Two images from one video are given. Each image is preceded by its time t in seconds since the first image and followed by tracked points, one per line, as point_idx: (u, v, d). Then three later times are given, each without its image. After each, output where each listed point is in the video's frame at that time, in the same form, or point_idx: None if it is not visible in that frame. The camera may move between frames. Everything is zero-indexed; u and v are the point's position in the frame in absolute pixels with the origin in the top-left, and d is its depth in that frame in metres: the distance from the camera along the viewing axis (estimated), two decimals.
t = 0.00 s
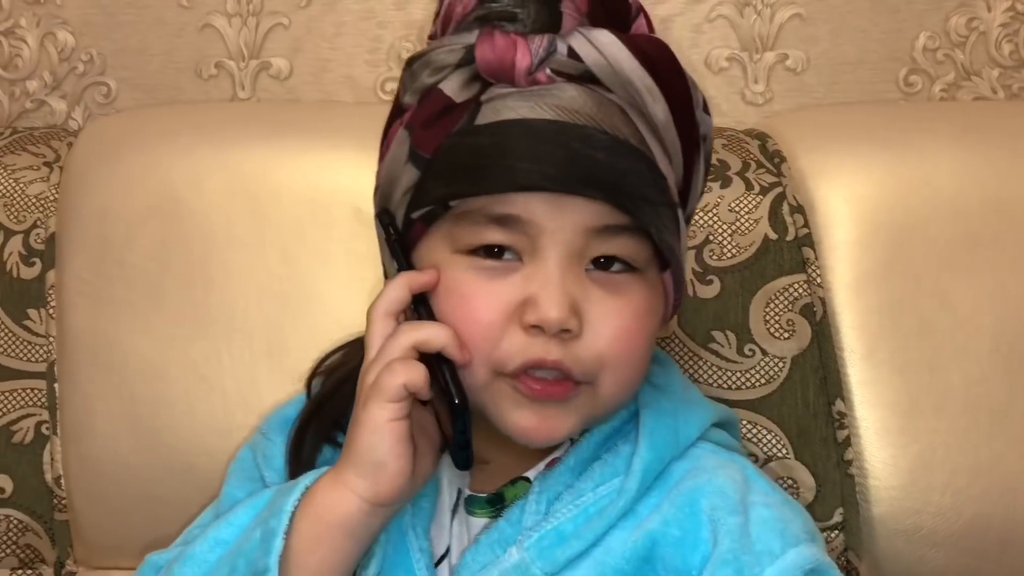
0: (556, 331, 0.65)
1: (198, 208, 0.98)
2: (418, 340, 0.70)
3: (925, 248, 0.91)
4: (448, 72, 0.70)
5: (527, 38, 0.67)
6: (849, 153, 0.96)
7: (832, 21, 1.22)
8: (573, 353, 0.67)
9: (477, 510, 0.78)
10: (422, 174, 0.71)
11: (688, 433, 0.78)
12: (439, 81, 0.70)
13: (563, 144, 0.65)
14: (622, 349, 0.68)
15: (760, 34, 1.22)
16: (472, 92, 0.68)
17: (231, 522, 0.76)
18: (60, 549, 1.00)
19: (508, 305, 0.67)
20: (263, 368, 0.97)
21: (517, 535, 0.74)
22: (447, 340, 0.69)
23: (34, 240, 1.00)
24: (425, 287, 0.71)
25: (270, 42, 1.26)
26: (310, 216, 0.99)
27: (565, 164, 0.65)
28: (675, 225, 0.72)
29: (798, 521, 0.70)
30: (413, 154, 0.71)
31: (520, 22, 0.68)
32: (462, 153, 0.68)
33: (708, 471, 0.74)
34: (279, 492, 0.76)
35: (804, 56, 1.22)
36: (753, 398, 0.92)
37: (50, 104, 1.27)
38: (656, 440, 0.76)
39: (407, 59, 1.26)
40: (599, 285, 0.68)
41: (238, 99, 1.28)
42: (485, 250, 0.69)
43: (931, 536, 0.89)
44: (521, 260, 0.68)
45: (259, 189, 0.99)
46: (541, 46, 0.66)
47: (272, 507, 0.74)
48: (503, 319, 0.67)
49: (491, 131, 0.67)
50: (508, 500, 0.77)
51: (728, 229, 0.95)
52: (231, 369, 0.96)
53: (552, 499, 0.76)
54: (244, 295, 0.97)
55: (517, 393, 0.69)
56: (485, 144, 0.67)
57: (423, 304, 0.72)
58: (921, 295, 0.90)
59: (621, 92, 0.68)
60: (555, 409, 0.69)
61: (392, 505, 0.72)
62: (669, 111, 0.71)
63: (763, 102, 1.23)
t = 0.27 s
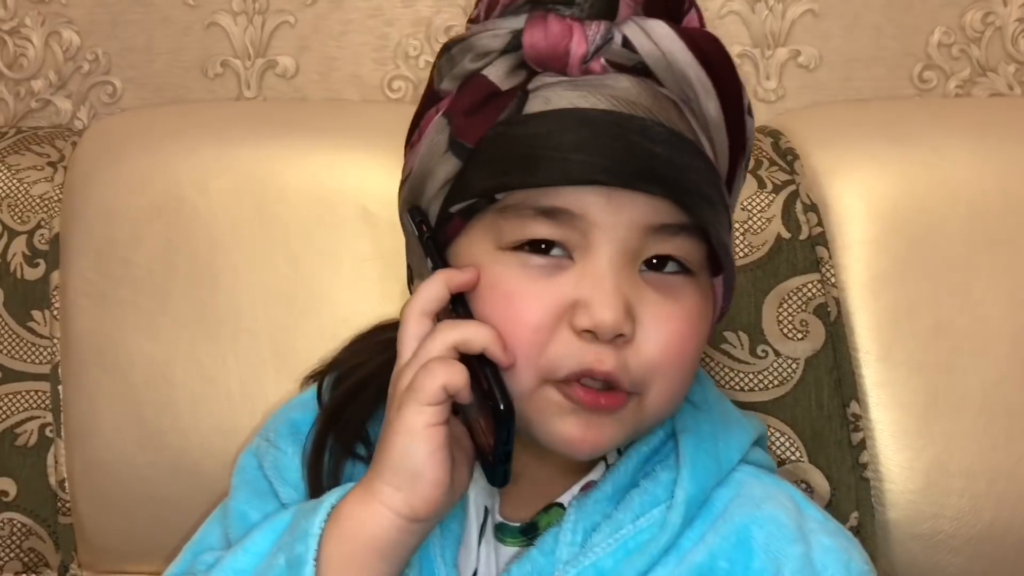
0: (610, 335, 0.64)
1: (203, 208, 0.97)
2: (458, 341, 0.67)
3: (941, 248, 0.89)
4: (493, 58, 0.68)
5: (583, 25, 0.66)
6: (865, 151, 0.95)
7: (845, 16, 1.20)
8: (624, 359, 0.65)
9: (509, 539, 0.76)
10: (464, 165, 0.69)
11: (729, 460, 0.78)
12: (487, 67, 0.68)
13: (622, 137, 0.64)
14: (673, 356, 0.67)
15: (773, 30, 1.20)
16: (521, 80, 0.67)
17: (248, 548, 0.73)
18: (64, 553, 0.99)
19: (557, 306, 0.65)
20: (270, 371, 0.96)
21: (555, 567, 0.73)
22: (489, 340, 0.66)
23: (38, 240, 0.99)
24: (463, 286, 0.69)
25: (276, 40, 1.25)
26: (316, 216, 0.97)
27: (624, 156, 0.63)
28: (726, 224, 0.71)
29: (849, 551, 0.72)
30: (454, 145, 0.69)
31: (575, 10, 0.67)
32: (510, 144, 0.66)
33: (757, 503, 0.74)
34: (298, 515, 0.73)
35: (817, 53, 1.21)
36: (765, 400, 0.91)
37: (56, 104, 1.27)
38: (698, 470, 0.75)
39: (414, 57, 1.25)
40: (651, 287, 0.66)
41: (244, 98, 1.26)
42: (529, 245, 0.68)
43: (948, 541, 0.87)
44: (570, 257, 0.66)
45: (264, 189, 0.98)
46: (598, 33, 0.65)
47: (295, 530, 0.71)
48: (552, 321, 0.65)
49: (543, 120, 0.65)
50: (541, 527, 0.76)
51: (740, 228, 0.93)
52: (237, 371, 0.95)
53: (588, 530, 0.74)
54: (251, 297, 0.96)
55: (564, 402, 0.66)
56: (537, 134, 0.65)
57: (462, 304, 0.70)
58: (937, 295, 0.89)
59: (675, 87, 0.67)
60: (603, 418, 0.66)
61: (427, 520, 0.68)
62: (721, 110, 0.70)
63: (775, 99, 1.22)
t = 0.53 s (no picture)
0: (637, 330, 0.58)
1: (183, 207, 0.96)
2: (461, 320, 0.62)
3: (930, 245, 0.89)
4: None
5: None
6: (852, 147, 0.94)
7: (834, 13, 1.19)
8: (649, 359, 0.60)
9: (500, 568, 0.72)
10: (481, 121, 0.63)
11: (739, 481, 0.76)
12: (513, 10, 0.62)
13: (667, 102, 0.59)
14: (700, 357, 0.62)
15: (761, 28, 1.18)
16: (553, 26, 0.61)
17: (202, 554, 0.68)
18: (42, 556, 0.98)
19: (581, 292, 0.59)
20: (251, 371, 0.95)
21: None
22: (497, 324, 0.60)
23: (16, 240, 0.98)
24: (467, 261, 0.63)
25: (259, 38, 1.23)
26: (298, 215, 0.96)
27: (666, 125, 0.58)
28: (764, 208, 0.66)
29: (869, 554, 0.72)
30: (472, 96, 0.63)
31: None
32: (538, 102, 0.60)
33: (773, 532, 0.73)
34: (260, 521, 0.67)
35: (805, 50, 1.20)
36: (751, 399, 0.90)
37: (37, 102, 1.25)
38: (707, 495, 0.73)
39: (399, 54, 1.23)
40: (684, 277, 0.61)
41: (228, 96, 1.25)
42: (551, 220, 0.61)
43: (936, 541, 0.87)
44: (596, 237, 0.60)
45: (245, 187, 0.97)
46: None
47: (258, 534, 0.65)
48: (571, 308, 0.59)
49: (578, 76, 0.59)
50: (539, 553, 0.72)
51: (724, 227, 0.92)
52: (218, 372, 0.94)
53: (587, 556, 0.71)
54: (231, 297, 0.95)
55: (579, 399, 0.61)
56: (568, 93, 0.59)
57: (463, 281, 0.64)
58: (925, 293, 0.88)
59: (722, 48, 0.62)
60: (616, 421, 0.61)
61: (413, 522, 0.64)
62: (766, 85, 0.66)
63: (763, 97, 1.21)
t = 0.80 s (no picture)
0: (609, 380, 0.58)
1: (160, 209, 0.96)
2: (416, 383, 0.59)
3: (899, 246, 0.90)
4: (486, 9, 0.62)
5: None
6: (824, 149, 0.95)
7: (810, 15, 1.20)
8: (621, 408, 0.59)
9: None
10: (441, 145, 0.61)
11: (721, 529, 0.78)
12: (478, 21, 0.61)
13: (645, 135, 0.58)
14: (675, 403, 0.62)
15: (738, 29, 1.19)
16: (519, 39, 0.60)
17: None
18: (19, 558, 0.99)
19: (547, 342, 0.58)
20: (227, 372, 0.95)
21: None
22: (455, 385, 0.58)
23: None
24: (426, 307, 0.61)
25: (239, 39, 1.24)
26: (274, 216, 0.97)
27: (641, 162, 0.57)
28: (749, 236, 0.65)
29: None
30: (430, 116, 0.62)
31: None
32: (503, 133, 0.58)
33: None
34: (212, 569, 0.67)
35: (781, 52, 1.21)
36: (722, 398, 0.91)
37: (16, 104, 1.25)
38: (689, 544, 0.75)
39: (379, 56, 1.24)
40: (661, 322, 0.61)
41: (207, 98, 1.26)
42: (515, 255, 0.61)
43: (906, 539, 0.88)
44: (564, 277, 0.59)
45: (221, 189, 0.97)
46: None
47: None
48: (537, 358, 0.59)
49: (546, 101, 0.57)
50: None
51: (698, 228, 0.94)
52: (195, 374, 0.95)
53: None
54: (207, 299, 0.95)
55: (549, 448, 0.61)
56: (540, 123, 0.57)
57: (422, 327, 0.62)
58: (895, 293, 0.89)
59: (706, 66, 0.61)
60: (582, 469, 0.61)
61: None
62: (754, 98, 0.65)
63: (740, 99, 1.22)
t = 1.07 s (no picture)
0: (626, 377, 0.60)
1: (163, 206, 0.98)
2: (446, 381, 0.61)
3: (887, 241, 0.92)
4: (490, 21, 0.63)
5: None
6: (814, 146, 0.96)
7: (802, 15, 1.22)
8: (636, 401, 0.62)
9: None
10: (452, 155, 0.63)
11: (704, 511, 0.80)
12: (481, 34, 0.63)
13: (653, 145, 0.60)
14: (686, 395, 0.65)
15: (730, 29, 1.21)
16: (524, 52, 0.62)
17: None
18: (26, 548, 1.00)
19: (565, 341, 0.61)
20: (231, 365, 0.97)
21: None
22: (485, 382, 0.60)
23: None
24: (445, 308, 0.63)
25: (238, 39, 1.25)
26: (276, 214, 0.99)
27: (651, 171, 0.60)
28: (744, 237, 0.68)
29: None
30: (441, 129, 0.64)
31: None
32: (518, 143, 0.60)
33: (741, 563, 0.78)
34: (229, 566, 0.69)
35: (773, 51, 1.23)
36: (716, 391, 0.93)
37: (18, 103, 1.27)
38: (674, 529, 0.77)
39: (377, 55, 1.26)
40: (670, 321, 0.64)
41: (207, 97, 1.27)
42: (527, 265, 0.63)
43: (894, 527, 0.90)
44: (579, 281, 0.62)
45: (223, 186, 0.99)
46: (627, 10, 0.60)
47: None
48: (555, 357, 0.61)
49: (559, 112, 0.60)
50: None
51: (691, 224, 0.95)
52: (199, 368, 0.97)
53: None
54: (211, 294, 0.97)
55: (570, 445, 0.63)
56: (553, 136, 0.59)
57: (443, 326, 0.64)
58: (883, 287, 0.91)
59: (696, 70, 0.64)
60: (603, 463, 0.64)
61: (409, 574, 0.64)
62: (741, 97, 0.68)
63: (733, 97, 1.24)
